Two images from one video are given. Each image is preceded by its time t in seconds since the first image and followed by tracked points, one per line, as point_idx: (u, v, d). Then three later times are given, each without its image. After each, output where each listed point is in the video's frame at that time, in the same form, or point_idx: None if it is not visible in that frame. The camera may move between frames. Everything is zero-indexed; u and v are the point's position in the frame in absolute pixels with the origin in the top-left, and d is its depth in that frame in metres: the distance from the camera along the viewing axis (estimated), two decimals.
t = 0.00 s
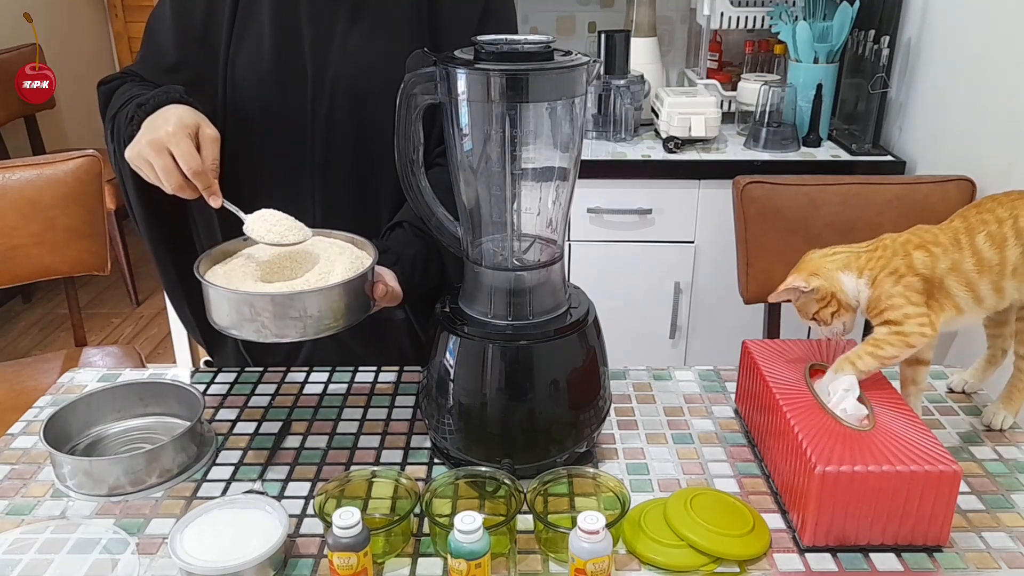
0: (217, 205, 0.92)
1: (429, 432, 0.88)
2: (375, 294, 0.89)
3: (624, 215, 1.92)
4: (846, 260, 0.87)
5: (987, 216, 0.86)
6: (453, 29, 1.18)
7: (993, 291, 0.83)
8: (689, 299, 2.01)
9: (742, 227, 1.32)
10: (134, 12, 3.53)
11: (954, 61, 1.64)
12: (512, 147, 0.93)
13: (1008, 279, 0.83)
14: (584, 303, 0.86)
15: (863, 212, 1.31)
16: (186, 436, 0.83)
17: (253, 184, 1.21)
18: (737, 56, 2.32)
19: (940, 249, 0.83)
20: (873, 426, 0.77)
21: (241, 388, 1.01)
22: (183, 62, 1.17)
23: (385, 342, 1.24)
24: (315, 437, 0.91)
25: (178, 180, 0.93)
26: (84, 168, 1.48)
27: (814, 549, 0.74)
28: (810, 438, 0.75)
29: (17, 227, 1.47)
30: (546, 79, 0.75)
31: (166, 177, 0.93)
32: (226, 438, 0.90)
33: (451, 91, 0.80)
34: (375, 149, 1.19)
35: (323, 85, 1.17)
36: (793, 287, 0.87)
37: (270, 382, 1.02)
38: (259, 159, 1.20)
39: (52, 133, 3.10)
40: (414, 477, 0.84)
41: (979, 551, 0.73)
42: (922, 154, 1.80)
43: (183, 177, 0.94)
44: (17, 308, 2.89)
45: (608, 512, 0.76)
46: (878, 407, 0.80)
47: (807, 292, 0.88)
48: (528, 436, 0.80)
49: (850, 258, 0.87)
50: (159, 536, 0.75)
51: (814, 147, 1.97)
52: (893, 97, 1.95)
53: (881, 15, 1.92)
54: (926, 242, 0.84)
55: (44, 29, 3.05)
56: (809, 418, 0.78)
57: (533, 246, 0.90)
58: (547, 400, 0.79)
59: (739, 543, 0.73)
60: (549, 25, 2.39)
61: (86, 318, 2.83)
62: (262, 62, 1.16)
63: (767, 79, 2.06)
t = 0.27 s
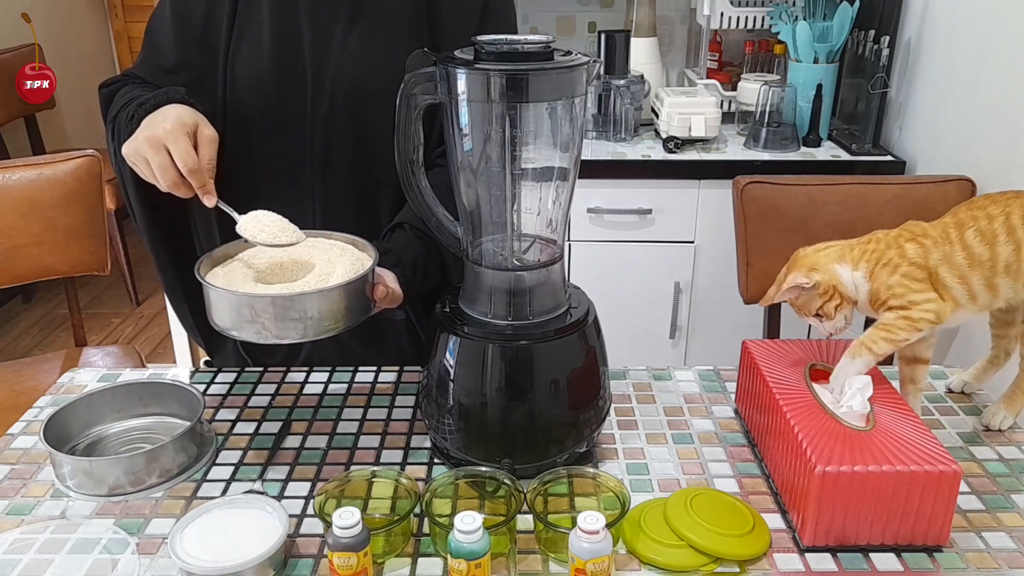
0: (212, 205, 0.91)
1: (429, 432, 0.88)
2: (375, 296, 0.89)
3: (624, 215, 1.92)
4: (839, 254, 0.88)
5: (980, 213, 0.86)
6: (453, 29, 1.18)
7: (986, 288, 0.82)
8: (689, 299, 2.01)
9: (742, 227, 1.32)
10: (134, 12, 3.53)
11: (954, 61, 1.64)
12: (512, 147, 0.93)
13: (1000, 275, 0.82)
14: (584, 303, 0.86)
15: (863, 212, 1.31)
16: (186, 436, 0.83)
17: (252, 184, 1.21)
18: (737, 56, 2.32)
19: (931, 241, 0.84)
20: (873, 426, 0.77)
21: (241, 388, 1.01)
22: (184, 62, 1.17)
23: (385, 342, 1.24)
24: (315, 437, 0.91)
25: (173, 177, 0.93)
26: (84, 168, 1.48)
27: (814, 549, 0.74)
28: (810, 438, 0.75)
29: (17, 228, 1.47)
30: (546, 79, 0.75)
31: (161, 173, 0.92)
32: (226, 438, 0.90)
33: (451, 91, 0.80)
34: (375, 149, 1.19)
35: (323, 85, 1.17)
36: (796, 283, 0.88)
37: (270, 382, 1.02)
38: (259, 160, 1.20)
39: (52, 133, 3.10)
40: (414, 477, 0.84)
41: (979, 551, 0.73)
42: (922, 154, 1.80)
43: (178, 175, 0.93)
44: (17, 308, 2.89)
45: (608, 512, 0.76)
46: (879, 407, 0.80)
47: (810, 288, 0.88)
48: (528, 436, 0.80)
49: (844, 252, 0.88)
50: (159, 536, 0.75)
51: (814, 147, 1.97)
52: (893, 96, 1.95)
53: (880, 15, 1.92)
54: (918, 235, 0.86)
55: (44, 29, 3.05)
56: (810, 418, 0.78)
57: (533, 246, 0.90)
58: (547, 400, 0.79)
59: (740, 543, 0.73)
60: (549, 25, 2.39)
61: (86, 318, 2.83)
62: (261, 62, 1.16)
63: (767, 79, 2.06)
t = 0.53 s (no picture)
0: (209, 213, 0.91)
1: (429, 432, 0.88)
2: (373, 296, 0.88)
3: (624, 215, 1.92)
4: (859, 278, 0.84)
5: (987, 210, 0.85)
6: (453, 29, 1.18)
7: (1000, 286, 0.83)
8: (689, 299, 2.01)
9: (742, 227, 1.32)
10: (134, 12, 3.53)
11: (955, 61, 1.64)
12: (512, 147, 0.93)
13: (1013, 274, 0.82)
14: (584, 303, 0.86)
15: (863, 213, 1.31)
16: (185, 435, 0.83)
17: (252, 184, 1.21)
18: (738, 56, 2.32)
19: (947, 245, 0.83)
20: (878, 423, 0.77)
21: (241, 388, 1.01)
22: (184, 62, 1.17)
23: (385, 342, 1.24)
24: (315, 437, 0.91)
25: (170, 183, 0.92)
26: (84, 168, 1.48)
27: (814, 547, 0.74)
28: (810, 431, 0.76)
29: (17, 228, 1.47)
30: (546, 79, 0.75)
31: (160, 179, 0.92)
32: (226, 438, 0.91)
33: (451, 91, 0.80)
34: (375, 149, 1.19)
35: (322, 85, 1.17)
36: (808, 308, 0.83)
37: (270, 382, 1.02)
38: (258, 160, 1.20)
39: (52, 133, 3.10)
40: (414, 477, 0.84)
41: (979, 551, 0.73)
42: (922, 154, 1.80)
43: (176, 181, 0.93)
44: (17, 308, 2.89)
45: (608, 512, 0.76)
46: (889, 406, 0.80)
47: (823, 314, 0.83)
48: (528, 436, 0.80)
49: (860, 270, 0.85)
50: (159, 536, 0.75)
51: (814, 147, 1.97)
52: (893, 96, 1.95)
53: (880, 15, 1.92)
54: (933, 241, 0.84)
55: (43, 29, 3.05)
56: (814, 412, 0.79)
57: (533, 246, 0.90)
58: (547, 400, 0.79)
59: (740, 543, 0.73)
60: (549, 25, 2.39)
61: (86, 318, 2.83)
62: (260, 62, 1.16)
63: (767, 79, 2.06)
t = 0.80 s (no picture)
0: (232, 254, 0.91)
1: (429, 432, 0.88)
2: (381, 309, 0.88)
3: (624, 215, 1.92)
4: (881, 285, 0.83)
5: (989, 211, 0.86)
6: (452, 29, 1.18)
7: (1007, 284, 0.84)
8: (689, 299, 2.01)
9: (742, 227, 1.32)
10: (134, 12, 3.53)
11: (955, 61, 1.64)
12: (512, 147, 0.93)
13: (1019, 272, 0.83)
14: (584, 303, 0.86)
15: (862, 213, 1.31)
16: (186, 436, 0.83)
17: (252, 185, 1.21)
18: (738, 56, 2.32)
19: (956, 245, 0.84)
20: (878, 423, 0.77)
21: (241, 388, 1.01)
22: (184, 62, 1.17)
23: (385, 342, 1.24)
24: (315, 437, 0.91)
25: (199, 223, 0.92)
26: (84, 168, 1.48)
27: (814, 548, 0.74)
28: (810, 431, 0.76)
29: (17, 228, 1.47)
30: (546, 79, 0.75)
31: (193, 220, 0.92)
32: (226, 438, 0.91)
33: (451, 91, 0.80)
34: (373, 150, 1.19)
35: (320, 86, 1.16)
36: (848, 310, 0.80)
37: (270, 382, 1.02)
38: (257, 161, 1.20)
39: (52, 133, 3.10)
40: (414, 477, 0.84)
41: (979, 551, 0.73)
42: (922, 154, 1.80)
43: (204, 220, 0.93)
44: (17, 308, 2.89)
45: (607, 512, 0.76)
46: (889, 406, 0.80)
47: (857, 319, 0.80)
48: (528, 436, 0.80)
49: (881, 277, 0.83)
50: (159, 536, 0.75)
51: (814, 147, 1.97)
52: (893, 96, 1.95)
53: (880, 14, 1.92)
54: (942, 241, 0.84)
55: (43, 29, 3.05)
56: (814, 412, 0.79)
57: (533, 246, 0.90)
58: (547, 400, 0.79)
59: (740, 543, 0.72)
60: (549, 25, 2.39)
61: (86, 318, 2.83)
62: (257, 62, 1.15)
63: (767, 79, 2.06)
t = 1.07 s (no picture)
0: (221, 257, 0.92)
1: (429, 432, 0.88)
2: (387, 303, 0.88)
3: (624, 215, 1.92)
4: (895, 290, 0.82)
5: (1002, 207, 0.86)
6: (451, 28, 1.18)
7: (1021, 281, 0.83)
8: (689, 299, 2.01)
9: (742, 227, 1.33)
10: (134, 12, 3.53)
11: (955, 61, 1.64)
12: (512, 147, 0.93)
13: None
14: (584, 303, 0.86)
15: (863, 213, 1.31)
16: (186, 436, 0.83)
17: (252, 186, 1.21)
18: (738, 56, 2.32)
19: (969, 246, 0.83)
20: (878, 423, 0.77)
21: (241, 388, 1.01)
22: (184, 61, 1.17)
23: (385, 342, 1.24)
24: (315, 437, 0.91)
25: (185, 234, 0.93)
26: (84, 168, 1.48)
27: (814, 548, 0.74)
28: (810, 431, 0.76)
29: (17, 228, 1.47)
30: (546, 79, 0.75)
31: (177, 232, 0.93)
32: (226, 438, 0.91)
33: (451, 91, 0.80)
34: (372, 150, 1.19)
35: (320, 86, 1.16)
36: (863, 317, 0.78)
37: (270, 382, 1.02)
38: (258, 161, 1.20)
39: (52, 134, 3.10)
40: (414, 477, 0.84)
41: (979, 551, 0.73)
42: (922, 154, 1.80)
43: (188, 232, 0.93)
44: (17, 308, 2.89)
45: (607, 512, 0.76)
46: (888, 407, 0.80)
47: (872, 327, 0.79)
48: (528, 436, 0.80)
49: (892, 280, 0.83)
50: (159, 536, 0.75)
51: (814, 147, 1.97)
52: (893, 96, 1.95)
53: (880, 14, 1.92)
54: (954, 242, 0.84)
55: (43, 29, 3.05)
56: (814, 412, 0.79)
57: (532, 246, 0.90)
58: (547, 400, 0.79)
59: (740, 543, 0.73)
60: (549, 25, 2.39)
61: (87, 318, 2.83)
62: (257, 62, 1.15)
63: (767, 79, 2.06)
